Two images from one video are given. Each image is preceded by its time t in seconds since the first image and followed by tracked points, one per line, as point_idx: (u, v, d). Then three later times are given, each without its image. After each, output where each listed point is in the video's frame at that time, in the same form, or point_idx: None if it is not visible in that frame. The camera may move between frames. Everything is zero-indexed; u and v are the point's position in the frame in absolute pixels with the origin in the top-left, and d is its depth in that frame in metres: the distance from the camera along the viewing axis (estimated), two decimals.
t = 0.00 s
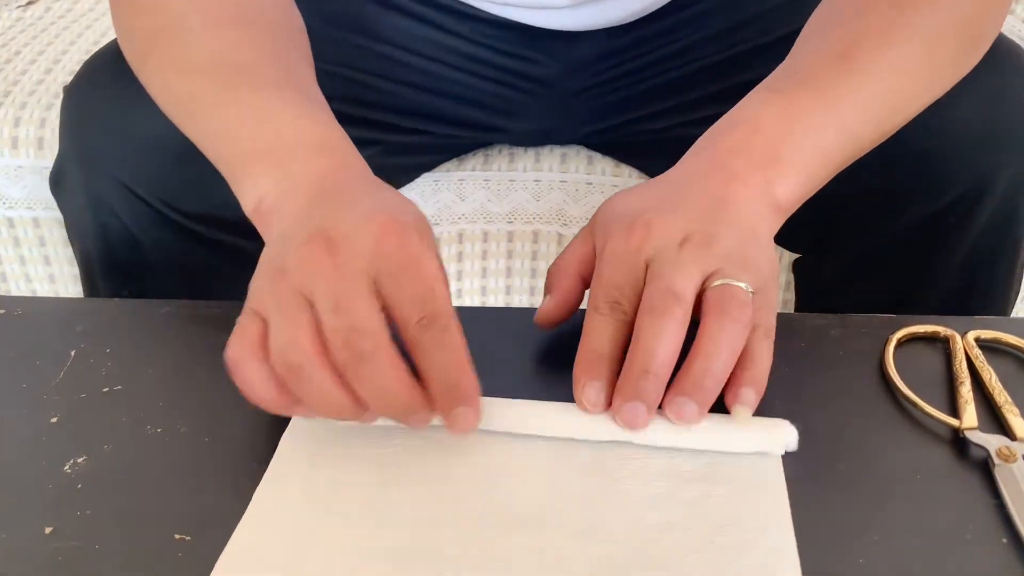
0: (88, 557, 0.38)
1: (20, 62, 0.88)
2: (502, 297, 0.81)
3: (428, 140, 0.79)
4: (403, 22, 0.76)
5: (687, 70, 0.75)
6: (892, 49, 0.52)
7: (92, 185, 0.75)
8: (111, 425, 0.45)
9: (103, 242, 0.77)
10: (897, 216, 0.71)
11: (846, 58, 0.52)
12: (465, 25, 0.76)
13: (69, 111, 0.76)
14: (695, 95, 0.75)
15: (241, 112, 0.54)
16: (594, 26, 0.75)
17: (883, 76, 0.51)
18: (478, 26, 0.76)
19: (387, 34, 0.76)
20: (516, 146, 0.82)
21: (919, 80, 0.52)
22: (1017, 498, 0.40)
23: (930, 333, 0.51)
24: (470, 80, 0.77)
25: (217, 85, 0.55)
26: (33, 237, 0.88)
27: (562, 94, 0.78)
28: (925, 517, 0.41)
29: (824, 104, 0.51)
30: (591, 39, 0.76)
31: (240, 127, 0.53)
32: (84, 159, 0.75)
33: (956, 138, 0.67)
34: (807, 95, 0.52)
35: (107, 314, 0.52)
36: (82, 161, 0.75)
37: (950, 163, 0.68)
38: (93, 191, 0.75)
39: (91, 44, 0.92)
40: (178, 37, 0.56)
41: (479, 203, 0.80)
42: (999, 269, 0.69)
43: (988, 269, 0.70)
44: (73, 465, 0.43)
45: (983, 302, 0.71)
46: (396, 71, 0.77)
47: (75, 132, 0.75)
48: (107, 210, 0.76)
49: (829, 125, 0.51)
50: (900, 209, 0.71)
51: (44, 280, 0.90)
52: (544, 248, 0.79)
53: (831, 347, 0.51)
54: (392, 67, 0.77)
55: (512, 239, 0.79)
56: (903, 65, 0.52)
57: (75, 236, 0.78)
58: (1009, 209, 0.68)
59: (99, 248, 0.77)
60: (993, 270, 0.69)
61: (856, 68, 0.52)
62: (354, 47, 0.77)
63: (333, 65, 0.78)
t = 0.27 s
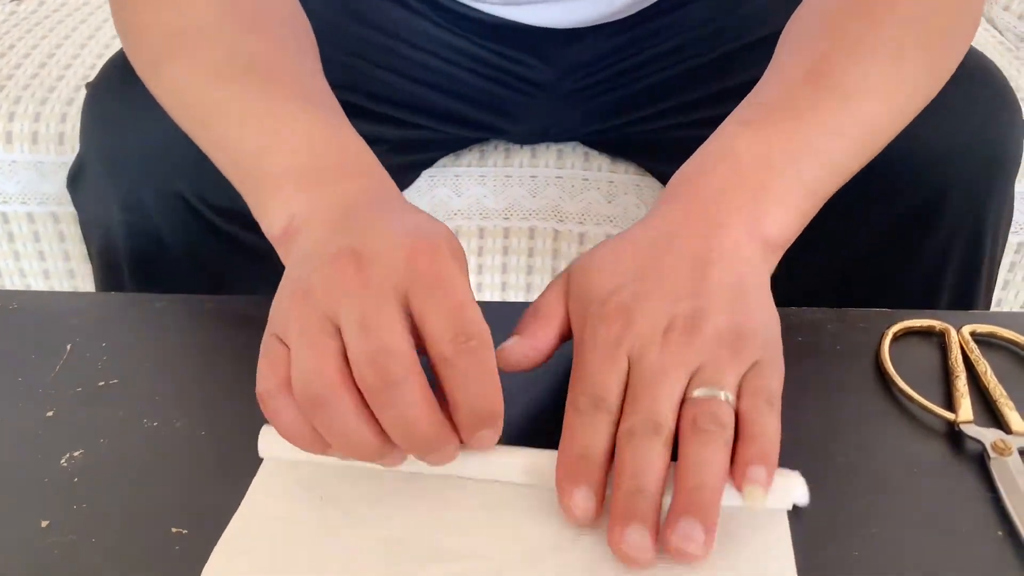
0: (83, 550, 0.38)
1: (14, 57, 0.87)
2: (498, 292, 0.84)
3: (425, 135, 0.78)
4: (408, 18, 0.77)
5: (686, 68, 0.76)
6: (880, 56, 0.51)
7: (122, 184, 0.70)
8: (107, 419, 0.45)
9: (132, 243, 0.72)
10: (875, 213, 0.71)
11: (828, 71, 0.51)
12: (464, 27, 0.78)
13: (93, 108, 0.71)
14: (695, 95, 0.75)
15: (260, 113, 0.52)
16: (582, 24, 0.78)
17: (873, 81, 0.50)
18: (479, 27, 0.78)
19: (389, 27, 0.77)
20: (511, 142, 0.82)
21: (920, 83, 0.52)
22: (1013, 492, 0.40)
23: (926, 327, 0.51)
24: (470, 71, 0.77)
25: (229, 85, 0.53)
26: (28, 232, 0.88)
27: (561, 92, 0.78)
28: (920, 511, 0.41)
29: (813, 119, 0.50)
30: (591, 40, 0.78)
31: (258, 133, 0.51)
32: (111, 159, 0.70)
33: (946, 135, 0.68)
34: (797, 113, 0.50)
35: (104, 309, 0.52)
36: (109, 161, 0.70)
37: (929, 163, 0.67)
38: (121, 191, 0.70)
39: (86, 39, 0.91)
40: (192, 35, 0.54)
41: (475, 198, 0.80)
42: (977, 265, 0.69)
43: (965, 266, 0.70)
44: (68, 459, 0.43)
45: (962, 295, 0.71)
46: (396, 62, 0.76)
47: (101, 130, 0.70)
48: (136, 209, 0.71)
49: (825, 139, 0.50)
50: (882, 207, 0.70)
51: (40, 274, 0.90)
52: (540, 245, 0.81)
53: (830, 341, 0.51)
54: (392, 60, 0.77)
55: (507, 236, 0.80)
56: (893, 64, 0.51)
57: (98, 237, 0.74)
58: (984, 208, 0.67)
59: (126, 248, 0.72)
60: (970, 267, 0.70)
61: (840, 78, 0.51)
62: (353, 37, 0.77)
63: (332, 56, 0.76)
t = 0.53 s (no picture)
0: (82, 553, 0.38)
1: (13, 58, 0.87)
2: (496, 293, 0.85)
3: (424, 136, 0.78)
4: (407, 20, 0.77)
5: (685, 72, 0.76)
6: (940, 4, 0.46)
7: (130, 182, 0.69)
8: (104, 421, 0.45)
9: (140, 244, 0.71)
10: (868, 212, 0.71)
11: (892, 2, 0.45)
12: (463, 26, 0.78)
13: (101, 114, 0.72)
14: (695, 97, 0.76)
15: (227, 144, 0.45)
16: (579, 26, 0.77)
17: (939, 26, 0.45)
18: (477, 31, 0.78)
19: (388, 26, 0.77)
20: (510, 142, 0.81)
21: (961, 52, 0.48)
22: (1012, 494, 0.40)
23: (925, 327, 0.51)
24: (471, 75, 0.77)
25: (200, 108, 0.46)
26: (26, 233, 0.87)
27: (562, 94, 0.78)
28: (919, 513, 0.41)
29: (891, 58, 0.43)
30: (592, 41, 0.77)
31: (227, 171, 0.45)
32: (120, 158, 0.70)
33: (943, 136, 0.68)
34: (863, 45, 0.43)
35: (100, 312, 0.52)
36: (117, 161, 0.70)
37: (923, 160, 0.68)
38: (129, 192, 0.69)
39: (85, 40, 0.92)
40: (161, 47, 0.47)
41: (474, 198, 0.81)
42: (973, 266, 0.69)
43: (961, 266, 0.69)
44: (67, 462, 0.43)
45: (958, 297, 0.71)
46: (397, 65, 0.76)
47: (109, 133, 0.71)
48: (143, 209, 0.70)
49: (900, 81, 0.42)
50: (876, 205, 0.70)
51: (40, 276, 0.90)
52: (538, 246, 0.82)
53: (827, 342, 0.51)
54: (392, 62, 0.76)
55: (506, 236, 0.81)
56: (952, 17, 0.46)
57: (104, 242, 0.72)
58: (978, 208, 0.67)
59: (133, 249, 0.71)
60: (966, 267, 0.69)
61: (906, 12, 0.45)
62: (351, 38, 0.76)
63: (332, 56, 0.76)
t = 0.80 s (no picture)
0: (62, 549, 0.38)
1: None
2: (491, 284, 0.85)
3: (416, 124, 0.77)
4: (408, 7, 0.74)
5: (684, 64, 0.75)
6: (894, 31, 0.49)
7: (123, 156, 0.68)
8: (87, 415, 0.44)
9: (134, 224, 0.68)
10: (860, 203, 0.70)
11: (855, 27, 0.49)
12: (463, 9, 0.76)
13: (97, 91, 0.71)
14: (701, 83, 0.75)
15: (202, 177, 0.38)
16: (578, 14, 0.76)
17: (894, 53, 0.49)
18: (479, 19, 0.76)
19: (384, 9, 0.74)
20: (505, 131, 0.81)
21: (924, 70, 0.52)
22: (1011, 486, 0.40)
23: (922, 317, 0.50)
24: (470, 67, 0.76)
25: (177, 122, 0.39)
26: (14, 225, 0.86)
27: (555, 83, 0.77)
28: (915, 505, 0.40)
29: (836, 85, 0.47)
30: (591, 28, 0.77)
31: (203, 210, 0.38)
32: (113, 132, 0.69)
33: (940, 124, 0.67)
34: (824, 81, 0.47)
35: (83, 303, 0.51)
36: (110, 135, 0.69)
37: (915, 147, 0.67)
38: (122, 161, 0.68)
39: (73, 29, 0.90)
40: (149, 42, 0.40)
41: (467, 189, 0.80)
42: (974, 253, 0.68)
43: (963, 254, 0.68)
44: (48, 456, 0.42)
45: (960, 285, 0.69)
46: (395, 54, 0.75)
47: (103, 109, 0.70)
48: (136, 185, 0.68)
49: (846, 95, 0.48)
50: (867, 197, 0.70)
51: (28, 269, 0.89)
52: (533, 235, 0.82)
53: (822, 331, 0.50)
54: (389, 50, 0.74)
55: (501, 227, 0.81)
56: (912, 52, 0.50)
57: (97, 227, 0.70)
58: (975, 193, 0.66)
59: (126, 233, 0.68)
60: (967, 254, 0.68)
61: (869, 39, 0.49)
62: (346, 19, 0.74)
63: (326, 48, 0.73)
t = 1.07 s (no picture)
0: (56, 548, 0.38)
1: None
2: (483, 281, 0.92)
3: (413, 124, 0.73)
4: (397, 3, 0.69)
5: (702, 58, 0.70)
6: (926, 31, 0.49)
7: (154, 166, 0.65)
8: (80, 413, 0.44)
9: (157, 233, 0.67)
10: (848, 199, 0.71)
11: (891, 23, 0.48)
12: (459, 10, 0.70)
13: (121, 90, 0.66)
14: (717, 69, 0.70)
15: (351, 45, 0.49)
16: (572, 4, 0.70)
17: (933, 52, 0.49)
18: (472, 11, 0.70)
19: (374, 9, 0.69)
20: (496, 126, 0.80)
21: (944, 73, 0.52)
22: (1001, 481, 0.40)
23: (913, 313, 0.51)
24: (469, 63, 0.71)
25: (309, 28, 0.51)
26: (6, 223, 0.86)
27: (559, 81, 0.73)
28: (906, 500, 0.41)
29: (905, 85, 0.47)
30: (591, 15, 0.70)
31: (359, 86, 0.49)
32: (140, 142, 0.65)
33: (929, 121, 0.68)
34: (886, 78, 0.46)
35: (75, 302, 0.51)
36: (138, 145, 0.65)
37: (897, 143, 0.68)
38: (150, 175, 0.65)
39: (63, 25, 0.89)
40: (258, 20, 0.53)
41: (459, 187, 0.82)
42: (953, 248, 0.68)
43: (944, 248, 0.69)
44: (40, 455, 0.42)
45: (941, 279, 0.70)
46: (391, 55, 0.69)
47: (131, 111, 0.66)
48: (166, 194, 0.66)
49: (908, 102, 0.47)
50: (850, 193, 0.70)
51: (19, 266, 0.90)
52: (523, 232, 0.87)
53: (814, 328, 0.50)
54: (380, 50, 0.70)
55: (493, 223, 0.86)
56: (942, 56, 0.50)
57: (110, 232, 0.67)
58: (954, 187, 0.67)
59: (148, 240, 0.67)
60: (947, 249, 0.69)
61: (908, 37, 0.48)
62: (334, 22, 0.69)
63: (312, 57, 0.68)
